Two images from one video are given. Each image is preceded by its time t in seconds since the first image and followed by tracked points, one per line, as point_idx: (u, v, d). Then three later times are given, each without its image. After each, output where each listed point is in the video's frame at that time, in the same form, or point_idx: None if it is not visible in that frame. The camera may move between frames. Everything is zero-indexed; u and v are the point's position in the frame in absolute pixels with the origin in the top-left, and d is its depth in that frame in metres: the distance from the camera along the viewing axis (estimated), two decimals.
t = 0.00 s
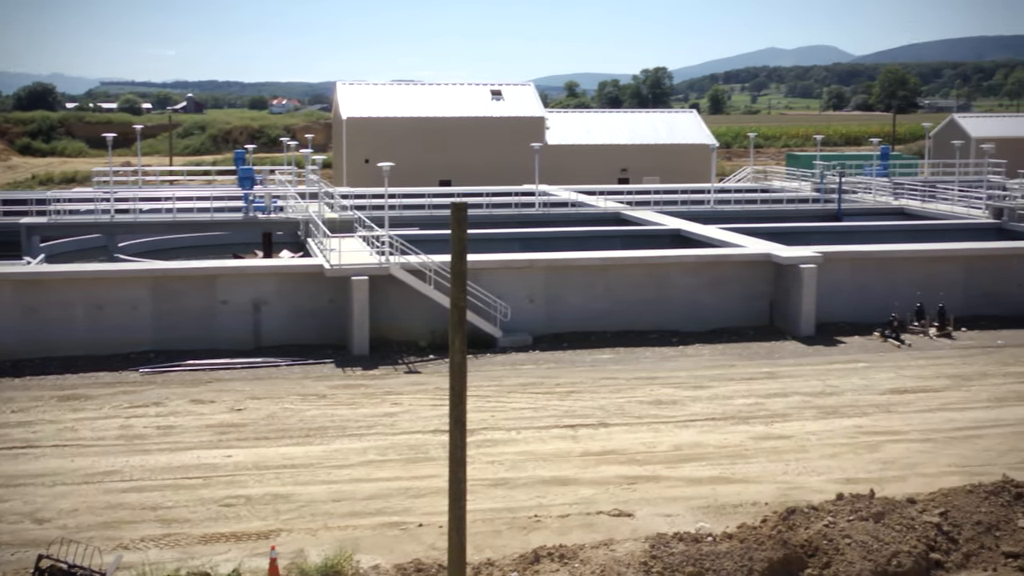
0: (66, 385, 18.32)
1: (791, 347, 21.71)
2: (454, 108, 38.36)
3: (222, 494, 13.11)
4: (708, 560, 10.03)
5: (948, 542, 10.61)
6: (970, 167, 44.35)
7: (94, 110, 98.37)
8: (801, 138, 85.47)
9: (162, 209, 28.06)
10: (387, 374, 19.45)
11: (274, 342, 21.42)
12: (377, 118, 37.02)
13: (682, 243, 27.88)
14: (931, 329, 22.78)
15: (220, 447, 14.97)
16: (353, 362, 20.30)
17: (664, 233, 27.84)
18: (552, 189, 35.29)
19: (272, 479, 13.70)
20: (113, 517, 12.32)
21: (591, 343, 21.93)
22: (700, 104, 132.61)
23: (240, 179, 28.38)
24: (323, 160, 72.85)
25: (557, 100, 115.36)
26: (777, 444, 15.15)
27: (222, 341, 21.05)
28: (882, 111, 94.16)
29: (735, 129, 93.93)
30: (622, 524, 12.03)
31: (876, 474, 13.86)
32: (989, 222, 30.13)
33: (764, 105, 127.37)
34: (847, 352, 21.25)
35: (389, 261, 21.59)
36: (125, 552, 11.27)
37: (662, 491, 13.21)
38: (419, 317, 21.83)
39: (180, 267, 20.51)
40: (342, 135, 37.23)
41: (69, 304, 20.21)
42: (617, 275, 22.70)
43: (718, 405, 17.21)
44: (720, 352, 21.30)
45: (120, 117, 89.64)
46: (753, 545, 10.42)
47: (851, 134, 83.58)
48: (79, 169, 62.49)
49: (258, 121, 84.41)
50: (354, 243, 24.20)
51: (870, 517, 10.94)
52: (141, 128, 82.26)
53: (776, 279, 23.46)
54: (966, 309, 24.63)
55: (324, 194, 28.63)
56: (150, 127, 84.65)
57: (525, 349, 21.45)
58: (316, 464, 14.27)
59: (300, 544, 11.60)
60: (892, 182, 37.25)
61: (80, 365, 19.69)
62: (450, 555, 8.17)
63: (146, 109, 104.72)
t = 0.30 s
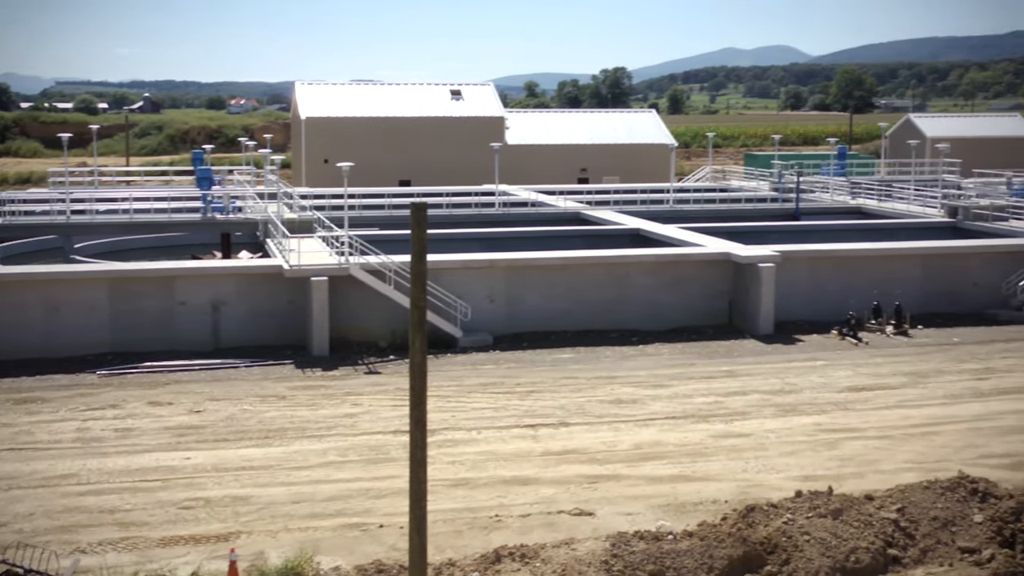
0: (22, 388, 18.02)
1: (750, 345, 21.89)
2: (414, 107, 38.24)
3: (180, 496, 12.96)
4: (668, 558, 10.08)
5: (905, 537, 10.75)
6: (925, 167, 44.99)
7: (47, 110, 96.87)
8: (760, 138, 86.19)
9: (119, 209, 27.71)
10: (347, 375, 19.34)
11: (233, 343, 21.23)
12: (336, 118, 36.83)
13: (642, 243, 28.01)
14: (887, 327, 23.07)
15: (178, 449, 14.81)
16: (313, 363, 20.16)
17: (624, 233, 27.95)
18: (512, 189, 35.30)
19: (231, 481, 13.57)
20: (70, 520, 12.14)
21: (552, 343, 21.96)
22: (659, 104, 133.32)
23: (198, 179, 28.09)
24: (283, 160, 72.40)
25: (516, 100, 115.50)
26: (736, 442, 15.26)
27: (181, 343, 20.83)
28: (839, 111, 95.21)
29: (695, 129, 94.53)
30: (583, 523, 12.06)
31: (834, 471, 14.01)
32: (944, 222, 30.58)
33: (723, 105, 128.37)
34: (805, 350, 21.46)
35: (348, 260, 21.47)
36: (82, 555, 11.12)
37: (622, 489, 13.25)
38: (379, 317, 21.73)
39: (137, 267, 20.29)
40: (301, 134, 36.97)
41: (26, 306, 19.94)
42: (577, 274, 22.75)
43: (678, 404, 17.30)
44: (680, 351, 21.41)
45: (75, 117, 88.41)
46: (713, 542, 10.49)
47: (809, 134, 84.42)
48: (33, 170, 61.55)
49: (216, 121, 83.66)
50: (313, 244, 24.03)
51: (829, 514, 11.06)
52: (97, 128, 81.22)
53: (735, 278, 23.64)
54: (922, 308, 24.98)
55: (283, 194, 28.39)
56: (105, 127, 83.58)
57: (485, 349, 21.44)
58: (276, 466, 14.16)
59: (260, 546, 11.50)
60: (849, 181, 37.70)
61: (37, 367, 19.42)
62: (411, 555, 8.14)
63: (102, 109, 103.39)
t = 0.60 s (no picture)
0: None
1: (703, 344, 22.05)
2: (367, 107, 38.08)
3: (132, 500, 12.78)
4: (624, 557, 10.12)
5: (856, 533, 10.90)
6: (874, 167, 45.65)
7: None
8: (711, 138, 86.93)
9: (68, 211, 27.30)
10: (301, 376, 19.20)
11: (185, 345, 20.98)
12: (288, 118, 36.60)
13: (596, 242, 28.12)
14: (838, 325, 23.35)
15: (129, 452, 14.60)
16: (266, 365, 19.98)
17: (577, 232, 28.03)
18: (467, 188, 35.27)
19: (183, 483, 13.41)
20: (19, 525, 11.92)
21: (506, 342, 21.97)
22: (612, 104, 133.95)
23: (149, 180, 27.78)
24: (234, 160, 71.75)
25: (469, 100, 115.36)
26: (690, 440, 15.37)
27: (132, 345, 20.55)
28: (790, 111, 96.31)
29: (648, 129, 95.09)
30: (538, 523, 12.07)
31: (786, 468, 14.17)
32: (893, 220, 31.05)
33: (676, 105, 129.24)
34: (757, 348, 21.67)
35: (302, 261, 21.31)
36: (31, 561, 10.91)
37: (577, 489, 13.30)
38: (332, 318, 21.60)
39: (86, 269, 19.99)
40: (253, 135, 36.70)
41: None
42: (532, 274, 22.78)
43: (632, 403, 17.39)
44: (633, 350, 21.53)
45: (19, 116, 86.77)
46: (668, 540, 10.55)
47: (760, 134, 85.31)
48: None
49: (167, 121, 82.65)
50: (266, 245, 23.85)
51: (781, 511, 11.18)
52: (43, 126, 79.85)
53: (688, 277, 23.80)
54: (871, 305, 25.34)
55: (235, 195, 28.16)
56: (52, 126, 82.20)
57: (440, 349, 21.40)
58: (229, 468, 14.01)
59: (213, 549, 11.37)
60: (800, 181, 38.13)
61: None
62: (366, 557, 8.08)
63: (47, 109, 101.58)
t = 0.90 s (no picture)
0: None
1: (658, 343, 22.19)
2: (321, 107, 37.84)
3: (83, 504, 12.58)
4: (579, 556, 10.15)
5: (809, 529, 11.02)
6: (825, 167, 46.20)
7: None
8: (665, 138, 87.42)
9: (16, 212, 26.86)
10: (255, 377, 19.03)
11: (137, 347, 20.70)
12: (240, 118, 36.30)
13: (550, 242, 28.18)
14: (791, 323, 23.61)
15: (80, 455, 14.37)
16: (219, 366, 19.77)
17: (532, 232, 28.08)
18: (421, 189, 35.19)
19: (136, 487, 13.23)
20: None
21: (462, 343, 21.95)
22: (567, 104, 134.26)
23: (100, 181, 27.41)
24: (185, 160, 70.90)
25: (423, 99, 115.01)
26: (645, 439, 15.46)
27: (82, 347, 20.25)
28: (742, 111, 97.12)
29: (602, 129, 95.43)
30: (494, 523, 12.07)
31: (741, 466, 14.29)
32: (844, 220, 31.47)
33: (629, 105, 129.85)
34: (711, 346, 21.85)
35: (255, 262, 21.12)
36: None
37: (533, 488, 13.31)
38: (286, 320, 21.43)
39: (35, 271, 19.67)
40: (204, 136, 36.37)
41: None
42: (487, 274, 22.78)
43: (587, 402, 17.45)
44: (588, 349, 21.61)
45: None
46: (623, 538, 10.59)
47: (712, 133, 85.95)
48: None
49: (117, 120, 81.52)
50: (219, 245, 23.65)
51: (735, 508, 11.27)
52: None
53: (642, 277, 23.93)
54: (824, 304, 25.65)
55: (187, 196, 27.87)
56: None
57: (395, 349, 21.32)
58: (181, 471, 13.84)
59: (166, 553, 11.23)
60: (753, 181, 38.50)
61: None
62: (321, 558, 8.00)
63: None
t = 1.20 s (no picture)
0: None
1: (618, 342, 22.27)
2: (279, 106, 37.56)
3: (39, 508, 12.39)
4: (540, 555, 10.16)
5: (768, 526, 11.11)
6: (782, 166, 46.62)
7: None
8: (623, 138, 87.76)
9: None
10: (214, 379, 18.86)
11: (93, 349, 20.44)
12: (197, 118, 35.96)
13: (510, 242, 28.18)
14: (749, 321, 23.80)
15: (36, 459, 14.15)
16: (177, 368, 19.57)
17: (492, 232, 28.07)
18: (381, 188, 35.06)
19: (93, 490, 13.05)
20: None
21: (422, 342, 21.89)
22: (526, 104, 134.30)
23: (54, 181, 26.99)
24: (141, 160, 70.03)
25: (382, 99, 114.49)
26: (605, 438, 15.51)
27: (37, 350, 19.96)
28: (700, 111, 97.73)
29: (561, 129, 95.58)
30: (455, 523, 12.05)
31: (700, 464, 14.39)
32: (801, 219, 31.74)
33: (588, 105, 130.19)
34: (671, 345, 21.98)
35: (212, 263, 20.93)
36: None
37: (494, 488, 13.31)
38: (244, 321, 21.25)
39: None
40: (161, 136, 36.00)
41: None
42: (447, 274, 22.74)
43: (548, 401, 17.48)
44: (549, 348, 21.65)
45: None
46: (584, 537, 10.62)
47: (670, 133, 86.42)
48: None
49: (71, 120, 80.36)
50: (176, 246, 23.39)
51: (695, 506, 11.34)
52: None
53: (601, 276, 24.01)
54: (781, 302, 25.88)
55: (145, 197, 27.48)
56: None
57: (354, 350, 21.22)
58: (139, 473, 13.68)
59: (124, 556, 11.09)
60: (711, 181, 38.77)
61: None
62: (280, 559, 7.94)
63: None
